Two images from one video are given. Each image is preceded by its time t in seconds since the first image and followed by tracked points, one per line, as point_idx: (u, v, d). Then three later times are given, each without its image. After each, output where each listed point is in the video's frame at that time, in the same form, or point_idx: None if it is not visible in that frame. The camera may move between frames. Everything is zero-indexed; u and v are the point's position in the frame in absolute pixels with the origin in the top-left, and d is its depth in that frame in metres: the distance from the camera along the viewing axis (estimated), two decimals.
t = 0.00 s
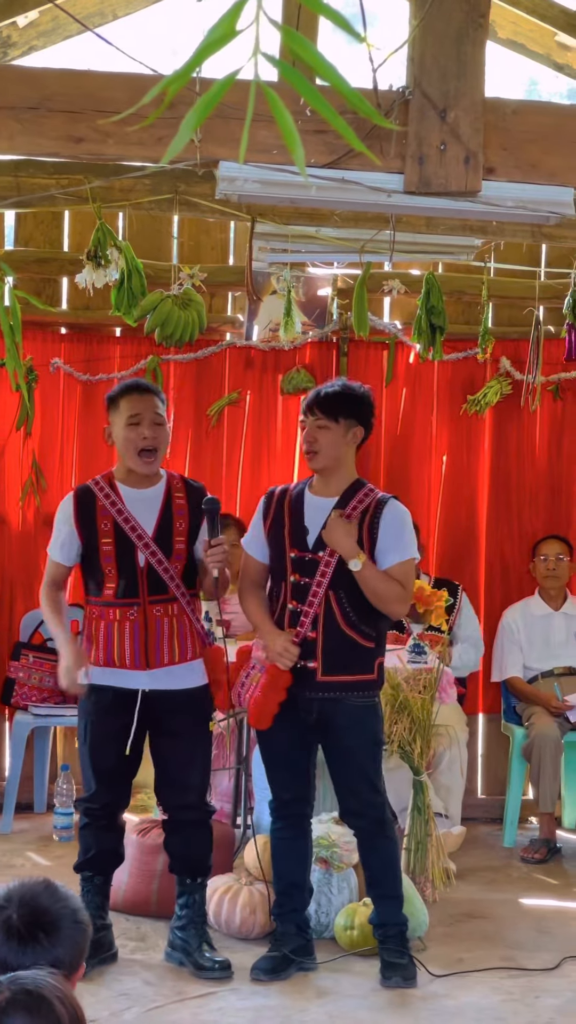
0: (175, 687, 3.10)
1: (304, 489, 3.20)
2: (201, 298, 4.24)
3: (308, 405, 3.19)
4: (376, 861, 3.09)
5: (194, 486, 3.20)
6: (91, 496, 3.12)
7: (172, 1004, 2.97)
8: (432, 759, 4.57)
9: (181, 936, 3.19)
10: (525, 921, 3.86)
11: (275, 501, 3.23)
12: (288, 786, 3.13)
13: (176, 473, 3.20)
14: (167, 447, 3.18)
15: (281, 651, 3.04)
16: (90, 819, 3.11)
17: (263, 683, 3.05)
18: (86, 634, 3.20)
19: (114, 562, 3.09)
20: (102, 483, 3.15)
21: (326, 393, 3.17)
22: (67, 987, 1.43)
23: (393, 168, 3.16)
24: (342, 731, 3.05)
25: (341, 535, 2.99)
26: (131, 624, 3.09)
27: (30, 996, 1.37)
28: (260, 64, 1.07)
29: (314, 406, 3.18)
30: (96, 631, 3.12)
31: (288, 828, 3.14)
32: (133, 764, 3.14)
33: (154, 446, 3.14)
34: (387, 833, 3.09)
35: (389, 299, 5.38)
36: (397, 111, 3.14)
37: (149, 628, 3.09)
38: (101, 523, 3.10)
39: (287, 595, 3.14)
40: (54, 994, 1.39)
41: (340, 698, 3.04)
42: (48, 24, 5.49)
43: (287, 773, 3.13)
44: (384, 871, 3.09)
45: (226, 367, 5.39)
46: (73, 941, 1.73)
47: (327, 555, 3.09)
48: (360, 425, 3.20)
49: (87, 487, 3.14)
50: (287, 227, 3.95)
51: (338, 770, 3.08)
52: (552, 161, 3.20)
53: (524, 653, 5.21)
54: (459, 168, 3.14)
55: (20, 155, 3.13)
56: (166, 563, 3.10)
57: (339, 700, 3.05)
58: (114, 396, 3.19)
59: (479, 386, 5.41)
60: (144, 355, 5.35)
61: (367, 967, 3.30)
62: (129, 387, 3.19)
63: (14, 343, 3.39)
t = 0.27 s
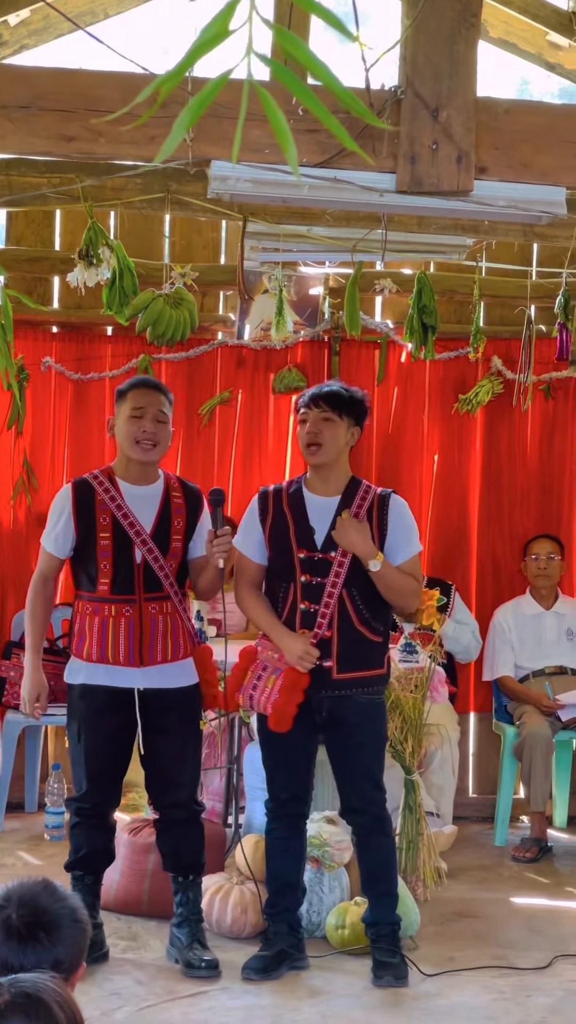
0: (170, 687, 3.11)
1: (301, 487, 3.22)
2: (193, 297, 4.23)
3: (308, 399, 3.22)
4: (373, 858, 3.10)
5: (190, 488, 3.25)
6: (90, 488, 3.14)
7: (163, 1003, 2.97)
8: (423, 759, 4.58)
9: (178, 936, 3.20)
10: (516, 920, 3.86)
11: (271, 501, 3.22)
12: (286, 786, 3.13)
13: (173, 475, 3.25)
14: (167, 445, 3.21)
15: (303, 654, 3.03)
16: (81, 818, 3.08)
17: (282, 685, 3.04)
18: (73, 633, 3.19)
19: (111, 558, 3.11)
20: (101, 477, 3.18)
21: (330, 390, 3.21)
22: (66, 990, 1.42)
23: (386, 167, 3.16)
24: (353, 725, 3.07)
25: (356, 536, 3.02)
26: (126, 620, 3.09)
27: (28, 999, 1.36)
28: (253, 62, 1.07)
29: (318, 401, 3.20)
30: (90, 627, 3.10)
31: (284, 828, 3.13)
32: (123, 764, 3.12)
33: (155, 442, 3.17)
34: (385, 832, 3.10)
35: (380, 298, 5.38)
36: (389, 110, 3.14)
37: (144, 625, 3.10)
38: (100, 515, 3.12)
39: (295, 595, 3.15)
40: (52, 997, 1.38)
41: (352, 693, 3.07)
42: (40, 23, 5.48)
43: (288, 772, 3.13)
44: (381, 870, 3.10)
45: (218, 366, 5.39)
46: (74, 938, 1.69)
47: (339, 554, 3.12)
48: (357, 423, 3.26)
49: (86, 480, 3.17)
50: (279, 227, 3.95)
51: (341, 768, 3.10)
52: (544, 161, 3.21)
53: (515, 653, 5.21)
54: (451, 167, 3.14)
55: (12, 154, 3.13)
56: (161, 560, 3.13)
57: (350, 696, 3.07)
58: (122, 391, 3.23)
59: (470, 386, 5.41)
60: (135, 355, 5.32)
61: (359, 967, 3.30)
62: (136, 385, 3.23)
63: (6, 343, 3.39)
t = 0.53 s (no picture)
0: (178, 687, 3.11)
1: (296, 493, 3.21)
2: (184, 298, 4.24)
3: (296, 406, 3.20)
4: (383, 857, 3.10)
5: (198, 491, 3.26)
6: (99, 487, 3.14)
7: (154, 1003, 2.97)
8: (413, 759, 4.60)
9: (168, 936, 3.21)
10: (506, 920, 3.86)
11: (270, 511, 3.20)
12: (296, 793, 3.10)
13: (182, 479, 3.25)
14: (175, 447, 3.22)
15: (330, 659, 3.02)
16: (78, 819, 3.10)
17: (309, 691, 3.03)
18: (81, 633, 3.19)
19: (119, 557, 3.11)
20: (109, 477, 3.17)
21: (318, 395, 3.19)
22: (65, 994, 1.41)
23: (375, 168, 3.16)
24: (374, 726, 3.07)
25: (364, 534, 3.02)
26: (135, 620, 3.09)
27: (28, 1003, 1.35)
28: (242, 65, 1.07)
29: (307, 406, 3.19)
30: (99, 626, 3.10)
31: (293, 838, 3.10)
32: (126, 764, 3.12)
33: (161, 442, 3.18)
34: (395, 827, 3.11)
35: (371, 298, 5.39)
36: (379, 112, 3.15)
37: (153, 624, 3.10)
38: (109, 515, 3.12)
39: (310, 603, 3.13)
40: (52, 1002, 1.37)
41: (373, 694, 3.06)
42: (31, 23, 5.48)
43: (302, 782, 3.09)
44: (388, 868, 3.10)
45: (209, 366, 5.39)
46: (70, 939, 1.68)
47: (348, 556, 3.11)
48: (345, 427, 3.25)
49: (95, 479, 3.16)
50: (270, 227, 3.96)
51: (360, 768, 3.10)
52: (534, 162, 3.22)
53: (505, 653, 5.22)
54: (441, 168, 3.15)
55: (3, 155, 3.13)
56: (170, 560, 3.14)
57: (370, 696, 3.06)
58: (135, 392, 3.24)
59: (460, 386, 5.43)
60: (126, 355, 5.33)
61: (350, 967, 3.31)
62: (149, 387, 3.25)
63: None
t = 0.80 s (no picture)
0: (186, 687, 3.11)
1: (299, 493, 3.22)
2: (177, 298, 4.25)
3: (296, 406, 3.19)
4: (380, 857, 3.10)
5: (206, 491, 3.26)
6: (106, 489, 3.16)
7: (149, 1004, 2.97)
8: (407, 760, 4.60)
9: (163, 936, 3.21)
10: (500, 920, 3.86)
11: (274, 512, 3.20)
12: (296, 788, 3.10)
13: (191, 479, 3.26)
14: (179, 445, 3.21)
15: (340, 658, 3.03)
16: (79, 818, 3.10)
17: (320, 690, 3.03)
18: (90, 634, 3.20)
19: (126, 559, 3.12)
20: (116, 479, 3.19)
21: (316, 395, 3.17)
22: (66, 998, 1.39)
23: (368, 169, 3.17)
24: (375, 726, 3.06)
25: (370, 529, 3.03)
26: (143, 621, 3.10)
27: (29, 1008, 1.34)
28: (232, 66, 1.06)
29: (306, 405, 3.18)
30: (108, 627, 3.11)
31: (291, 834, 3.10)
32: (132, 764, 3.12)
33: (162, 441, 3.17)
34: (391, 827, 3.12)
35: (365, 299, 5.39)
36: (371, 113, 3.16)
37: (161, 625, 3.10)
38: (115, 516, 3.13)
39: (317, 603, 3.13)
40: (52, 1006, 1.36)
41: (376, 693, 3.06)
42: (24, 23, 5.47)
43: (302, 777, 3.10)
44: (384, 867, 3.10)
45: (202, 366, 5.39)
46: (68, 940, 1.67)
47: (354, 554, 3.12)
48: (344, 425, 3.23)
49: (102, 482, 3.18)
50: (263, 228, 3.96)
51: (361, 768, 3.10)
52: (526, 163, 3.22)
53: (500, 653, 5.22)
54: (433, 168, 3.15)
55: None
56: (178, 561, 3.14)
57: (372, 696, 3.06)
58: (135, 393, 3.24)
59: (454, 386, 5.43)
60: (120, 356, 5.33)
61: (344, 967, 3.31)
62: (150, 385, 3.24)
63: None
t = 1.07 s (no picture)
0: (182, 689, 3.11)
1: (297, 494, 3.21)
2: (177, 299, 4.25)
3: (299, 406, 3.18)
4: (377, 857, 3.11)
5: (204, 491, 3.23)
6: (102, 496, 3.17)
7: (150, 1004, 2.98)
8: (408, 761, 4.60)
9: (164, 936, 3.21)
10: (500, 920, 3.87)
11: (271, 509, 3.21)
12: (292, 787, 3.11)
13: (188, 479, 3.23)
14: (167, 448, 3.19)
15: (318, 660, 3.02)
16: (79, 818, 3.11)
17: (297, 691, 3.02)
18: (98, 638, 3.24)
19: (122, 563, 3.13)
20: (113, 487, 3.19)
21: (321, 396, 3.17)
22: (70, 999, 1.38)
23: (368, 170, 3.16)
24: (366, 726, 3.07)
25: (357, 536, 3.02)
26: (138, 623, 3.11)
27: (37, 1010, 1.33)
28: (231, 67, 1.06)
29: (310, 405, 3.17)
30: (106, 630, 3.14)
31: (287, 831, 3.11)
32: (131, 765, 3.14)
33: (147, 448, 3.15)
34: (389, 828, 3.12)
35: (365, 300, 5.39)
36: (371, 114, 3.16)
37: (155, 629, 3.11)
38: (110, 523, 3.14)
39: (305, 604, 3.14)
40: (59, 1008, 1.35)
41: (365, 694, 3.06)
42: (24, 25, 5.47)
43: (297, 776, 3.10)
44: (382, 868, 3.11)
45: (203, 367, 5.40)
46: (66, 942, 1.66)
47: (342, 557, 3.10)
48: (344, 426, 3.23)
49: (99, 490, 3.19)
50: (263, 228, 3.96)
51: (354, 768, 3.11)
52: (526, 163, 3.22)
53: (500, 653, 5.23)
54: (433, 169, 3.15)
55: None
56: (174, 565, 3.13)
57: (362, 697, 3.06)
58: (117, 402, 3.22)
59: (454, 386, 5.43)
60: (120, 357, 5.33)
61: (345, 967, 3.31)
62: (132, 392, 3.22)
63: None
